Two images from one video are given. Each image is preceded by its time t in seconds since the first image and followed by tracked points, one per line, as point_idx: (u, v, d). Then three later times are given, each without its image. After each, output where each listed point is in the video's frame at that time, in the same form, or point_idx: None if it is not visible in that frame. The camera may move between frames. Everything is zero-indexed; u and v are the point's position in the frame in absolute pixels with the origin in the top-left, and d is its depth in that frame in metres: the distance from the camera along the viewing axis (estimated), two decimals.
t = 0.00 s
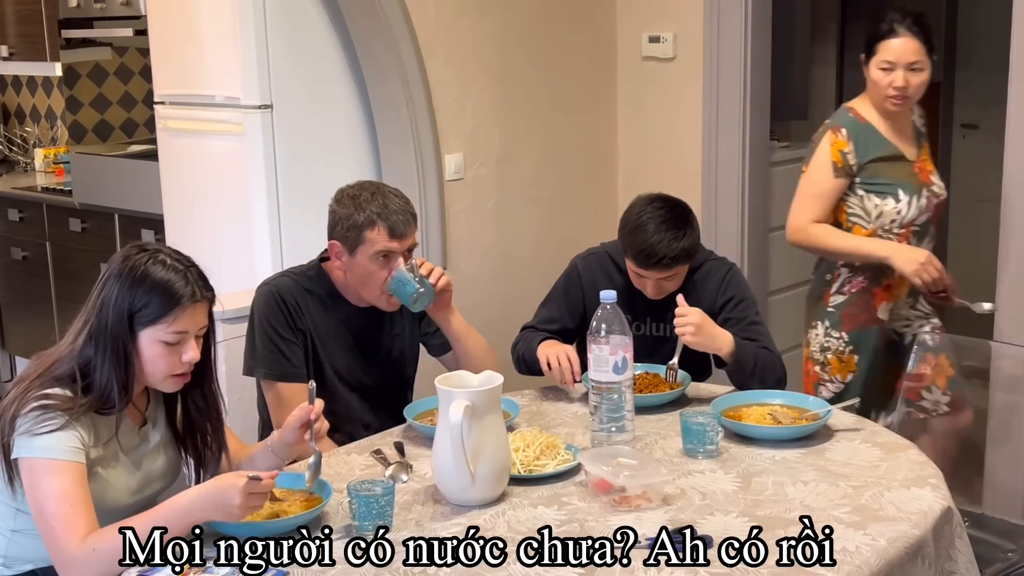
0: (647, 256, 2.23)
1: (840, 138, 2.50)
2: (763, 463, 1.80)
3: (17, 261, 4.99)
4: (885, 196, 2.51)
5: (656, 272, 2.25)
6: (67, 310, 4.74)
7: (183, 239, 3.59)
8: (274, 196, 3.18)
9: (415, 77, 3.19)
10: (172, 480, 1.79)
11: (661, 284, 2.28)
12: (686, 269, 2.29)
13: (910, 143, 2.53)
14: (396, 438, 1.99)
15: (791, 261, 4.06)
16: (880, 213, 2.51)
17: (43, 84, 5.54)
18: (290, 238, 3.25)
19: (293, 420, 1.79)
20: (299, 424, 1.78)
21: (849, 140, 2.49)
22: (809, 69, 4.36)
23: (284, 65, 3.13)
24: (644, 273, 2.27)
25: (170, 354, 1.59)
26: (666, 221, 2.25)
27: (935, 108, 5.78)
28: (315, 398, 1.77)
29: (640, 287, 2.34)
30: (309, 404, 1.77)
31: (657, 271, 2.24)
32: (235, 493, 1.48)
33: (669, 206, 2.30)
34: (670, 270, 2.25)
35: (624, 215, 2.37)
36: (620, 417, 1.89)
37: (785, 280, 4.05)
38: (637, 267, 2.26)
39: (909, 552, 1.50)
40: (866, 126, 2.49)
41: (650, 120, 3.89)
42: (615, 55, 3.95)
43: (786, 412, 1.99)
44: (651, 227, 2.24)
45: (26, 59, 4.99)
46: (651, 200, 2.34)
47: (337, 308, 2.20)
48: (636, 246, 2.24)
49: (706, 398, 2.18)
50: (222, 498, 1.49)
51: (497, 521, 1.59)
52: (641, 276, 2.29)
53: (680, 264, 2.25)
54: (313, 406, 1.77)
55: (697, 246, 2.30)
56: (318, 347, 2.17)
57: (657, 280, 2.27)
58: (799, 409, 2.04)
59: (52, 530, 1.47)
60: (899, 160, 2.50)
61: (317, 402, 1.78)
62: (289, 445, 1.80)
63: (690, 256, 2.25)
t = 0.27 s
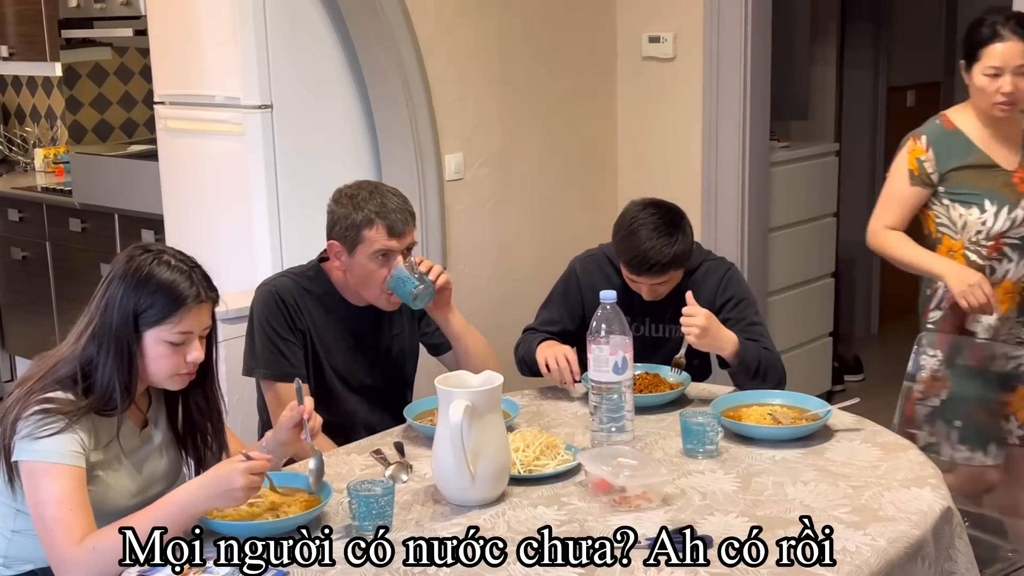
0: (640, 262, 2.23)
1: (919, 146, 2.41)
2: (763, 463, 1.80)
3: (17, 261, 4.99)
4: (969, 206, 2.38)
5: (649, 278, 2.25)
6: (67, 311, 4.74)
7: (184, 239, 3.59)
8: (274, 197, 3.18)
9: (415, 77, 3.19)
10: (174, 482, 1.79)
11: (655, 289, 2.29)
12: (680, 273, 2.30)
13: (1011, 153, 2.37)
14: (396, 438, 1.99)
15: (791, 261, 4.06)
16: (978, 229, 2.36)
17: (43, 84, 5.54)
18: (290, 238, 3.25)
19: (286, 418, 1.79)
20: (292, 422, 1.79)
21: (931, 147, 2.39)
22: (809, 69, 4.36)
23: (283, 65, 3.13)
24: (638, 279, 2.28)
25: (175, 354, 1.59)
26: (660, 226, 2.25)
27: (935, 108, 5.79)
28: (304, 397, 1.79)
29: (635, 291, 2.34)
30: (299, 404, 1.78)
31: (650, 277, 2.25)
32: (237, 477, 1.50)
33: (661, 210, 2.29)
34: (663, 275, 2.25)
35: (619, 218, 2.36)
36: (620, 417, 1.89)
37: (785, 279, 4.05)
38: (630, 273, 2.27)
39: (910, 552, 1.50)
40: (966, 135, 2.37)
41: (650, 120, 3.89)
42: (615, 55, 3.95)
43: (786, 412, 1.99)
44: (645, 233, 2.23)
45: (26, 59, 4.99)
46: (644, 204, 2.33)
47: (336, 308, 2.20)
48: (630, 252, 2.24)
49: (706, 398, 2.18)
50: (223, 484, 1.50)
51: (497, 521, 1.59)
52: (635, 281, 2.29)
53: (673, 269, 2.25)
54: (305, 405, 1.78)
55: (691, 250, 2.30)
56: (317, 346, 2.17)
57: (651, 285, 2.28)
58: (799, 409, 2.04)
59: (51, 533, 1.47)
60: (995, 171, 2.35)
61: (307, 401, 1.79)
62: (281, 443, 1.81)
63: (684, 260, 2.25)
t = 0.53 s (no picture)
0: (643, 262, 2.23)
1: (981, 149, 2.41)
2: (763, 463, 1.80)
3: (17, 261, 4.99)
4: None
5: (653, 277, 2.25)
6: (67, 310, 4.74)
7: (184, 239, 3.59)
8: (275, 197, 3.18)
9: (415, 76, 3.19)
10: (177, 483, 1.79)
11: (658, 288, 2.29)
12: (683, 271, 2.30)
13: None
14: (396, 438, 1.99)
15: (791, 261, 4.07)
16: None
17: (42, 84, 5.53)
18: (291, 237, 3.25)
19: (279, 426, 1.77)
20: (285, 430, 1.77)
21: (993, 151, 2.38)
22: (809, 69, 4.36)
23: (284, 65, 3.13)
24: (641, 279, 2.28)
25: (180, 356, 1.59)
26: (660, 224, 2.25)
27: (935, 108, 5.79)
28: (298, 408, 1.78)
29: (638, 291, 2.34)
30: (293, 414, 1.77)
31: (654, 275, 2.25)
32: (243, 476, 1.52)
33: (660, 209, 2.30)
34: (666, 274, 2.25)
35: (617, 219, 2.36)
36: (620, 418, 1.89)
37: (785, 279, 4.05)
38: (634, 273, 2.26)
39: (910, 552, 1.50)
40: None
41: (650, 120, 3.89)
42: (615, 55, 3.95)
43: (786, 412, 1.99)
44: (646, 232, 2.23)
45: (26, 59, 4.99)
46: (642, 205, 2.34)
47: (336, 308, 2.20)
48: (632, 252, 2.24)
49: (707, 398, 2.18)
50: (228, 482, 1.52)
51: (497, 521, 1.59)
52: (638, 281, 2.29)
53: (675, 267, 2.25)
54: (298, 415, 1.77)
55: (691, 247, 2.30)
56: (317, 346, 2.17)
57: (654, 284, 2.27)
58: (799, 409, 2.03)
59: (51, 533, 1.47)
60: None
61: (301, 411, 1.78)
62: (272, 451, 1.78)
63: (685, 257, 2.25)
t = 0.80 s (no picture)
0: (645, 258, 2.23)
1: None
2: (763, 463, 1.80)
3: (17, 261, 4.99)
4: None
5: (655, 273, 2.25)
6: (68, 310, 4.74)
7: (184, 239, 3.59)
8: (274, 196, 3.18)
9: (415, 76, 3.19)
10: (177, 482, 1.79)
11: (661, 284, 2.29)
12: (685, 266, 2.30)
13: None
14: (396, 438, 1.99)
15: (791, 261, 4.07)
16: None
17: (42, 84, 5.53)
18: (291, 237, 3.25)
19: (280, 424, 1.78)
20: (286, 427, 1.77)
21: None
22: (808, 69, 4.36)
23: (284, 64, 3.13)
24: (644, 275, 2.27)
25: (181, 354, 1.59)
26: (662, 221, 2.25)
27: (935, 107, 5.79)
28: (300, 404, 1.77)
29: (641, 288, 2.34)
30: (295, 411, 1.77)
31: (657, 272, 2.25)
32: (245, 487, 1.51)
33: (665, 206, 2.30)
34: (669, 270, 2.25)
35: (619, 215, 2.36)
36: (620, 417, 1.89)
37: (786, 279, 4.05)
38: (636, 269, 2.26)
39: (910, 552, 1.50)
40: None
41: (650, 121, 3.89)
42: (615, 55, 3.94)
43: (786, 412, 1.99)
44: (647, 228, 2.23)
45: (26, 59, 4.99)
46: (646, 199, 2.34)
47: (335, 307, 2.20)
48: (634, 249, 2.24)
49: (707, 398, 2.18)
50: (232, 490, 1.51)
51: (497, 521, 1.59)
52: (641, 278, 2.29)
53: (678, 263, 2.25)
54: (300, 411, 1.77)
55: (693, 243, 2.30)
56: (317, 347, 2.17)
57: (658, 280, 2.27)
58: (799, 409, 2.03)
59: (52, 531, 1.47)
60: None
61: (303, 407, 1.77)
62: (277, 447, 1.80)
63: (688, 254, 2.25)
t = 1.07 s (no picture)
0: (647, 243, 2.24)
1: None
2: (763, 464, 1.80)
3: (17, 261, 4.99)
4: None
5: (656, 259, 2.26)
6: (67, 310, 4.74)
7: (184, 239, 3.59)
8: (275, 196, 3.18)
9: (416, 76, 3.19)
10: (175, 481, 1.79)
11: (662, 272, 2.29)
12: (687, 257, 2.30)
13: None
14: (396, 438, 1.99)
15: (791, 261, 4.07)
16: None
17: (43, 84, 5.54)
18: (290, 237, 3.25)
19: (289, 414, 1.77)
20: (296, 417, 1.77)
21: None
22: (808, 69, 4.36)
23: (284, 64, 3.13)
24: (645, 261, 2.28)
25: (178, 350, 1.59)
26: (667, 208, 2.26)
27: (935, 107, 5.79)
28: (313, 394, 1.76)
29: (640, 277, 2.34)
30: (307, 401, 1.76)
31: (658, 258, 2.25)
32: (244, 494, 1.50)
33: (670, 193, 2.32)
34: (670, 257, 2.25)
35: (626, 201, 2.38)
36: (619, 416, 1.89)
37: (786, 279, 4.05)
38: (637, 254, 2.27)
39: (910, 552, 1.50)
40: None
41: (650, 121, 3.89)
42: (615, 55, 3.95)
43: (786, 412, 1.99)
44: (651, 215, 2.25)
45: (26, 59, 4.99)
46: (653, 187, 2.36)
47: (335, 307, 2.20)
48: (636, 233, 2.26)
49: (707, 398, 2.18)
50: (230, 494, 1.50)
51: (497, 521, 1.59)
52: (641, 264, 2.29)
53: (680, 252, 2.26)
54: (313, 402, 1.76)
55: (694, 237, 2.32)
56: (317, 347, 2.17)
57: (658, 268, 2.28)
58: (800, 409, 2.03)
59: (52, 530, 1.47)
60: None
61: (315, 397, 1.76)
62: (283, 437, 1.79)
63: (690, 244, 2.25)
